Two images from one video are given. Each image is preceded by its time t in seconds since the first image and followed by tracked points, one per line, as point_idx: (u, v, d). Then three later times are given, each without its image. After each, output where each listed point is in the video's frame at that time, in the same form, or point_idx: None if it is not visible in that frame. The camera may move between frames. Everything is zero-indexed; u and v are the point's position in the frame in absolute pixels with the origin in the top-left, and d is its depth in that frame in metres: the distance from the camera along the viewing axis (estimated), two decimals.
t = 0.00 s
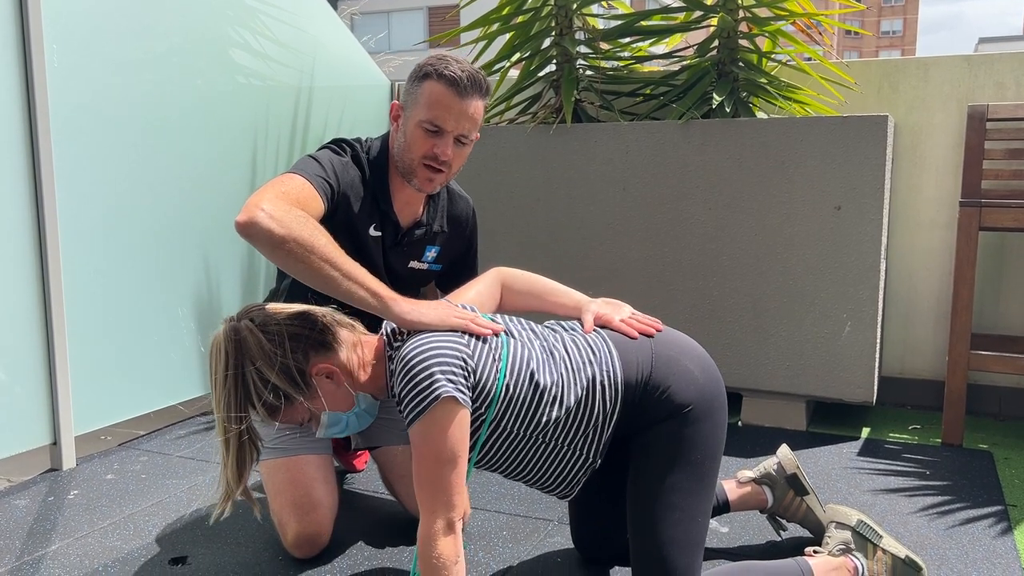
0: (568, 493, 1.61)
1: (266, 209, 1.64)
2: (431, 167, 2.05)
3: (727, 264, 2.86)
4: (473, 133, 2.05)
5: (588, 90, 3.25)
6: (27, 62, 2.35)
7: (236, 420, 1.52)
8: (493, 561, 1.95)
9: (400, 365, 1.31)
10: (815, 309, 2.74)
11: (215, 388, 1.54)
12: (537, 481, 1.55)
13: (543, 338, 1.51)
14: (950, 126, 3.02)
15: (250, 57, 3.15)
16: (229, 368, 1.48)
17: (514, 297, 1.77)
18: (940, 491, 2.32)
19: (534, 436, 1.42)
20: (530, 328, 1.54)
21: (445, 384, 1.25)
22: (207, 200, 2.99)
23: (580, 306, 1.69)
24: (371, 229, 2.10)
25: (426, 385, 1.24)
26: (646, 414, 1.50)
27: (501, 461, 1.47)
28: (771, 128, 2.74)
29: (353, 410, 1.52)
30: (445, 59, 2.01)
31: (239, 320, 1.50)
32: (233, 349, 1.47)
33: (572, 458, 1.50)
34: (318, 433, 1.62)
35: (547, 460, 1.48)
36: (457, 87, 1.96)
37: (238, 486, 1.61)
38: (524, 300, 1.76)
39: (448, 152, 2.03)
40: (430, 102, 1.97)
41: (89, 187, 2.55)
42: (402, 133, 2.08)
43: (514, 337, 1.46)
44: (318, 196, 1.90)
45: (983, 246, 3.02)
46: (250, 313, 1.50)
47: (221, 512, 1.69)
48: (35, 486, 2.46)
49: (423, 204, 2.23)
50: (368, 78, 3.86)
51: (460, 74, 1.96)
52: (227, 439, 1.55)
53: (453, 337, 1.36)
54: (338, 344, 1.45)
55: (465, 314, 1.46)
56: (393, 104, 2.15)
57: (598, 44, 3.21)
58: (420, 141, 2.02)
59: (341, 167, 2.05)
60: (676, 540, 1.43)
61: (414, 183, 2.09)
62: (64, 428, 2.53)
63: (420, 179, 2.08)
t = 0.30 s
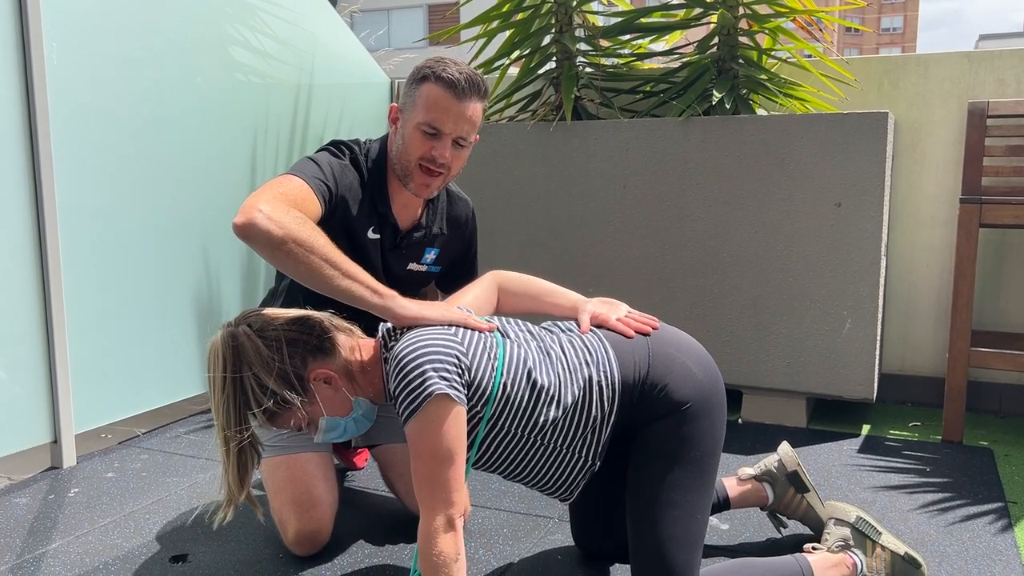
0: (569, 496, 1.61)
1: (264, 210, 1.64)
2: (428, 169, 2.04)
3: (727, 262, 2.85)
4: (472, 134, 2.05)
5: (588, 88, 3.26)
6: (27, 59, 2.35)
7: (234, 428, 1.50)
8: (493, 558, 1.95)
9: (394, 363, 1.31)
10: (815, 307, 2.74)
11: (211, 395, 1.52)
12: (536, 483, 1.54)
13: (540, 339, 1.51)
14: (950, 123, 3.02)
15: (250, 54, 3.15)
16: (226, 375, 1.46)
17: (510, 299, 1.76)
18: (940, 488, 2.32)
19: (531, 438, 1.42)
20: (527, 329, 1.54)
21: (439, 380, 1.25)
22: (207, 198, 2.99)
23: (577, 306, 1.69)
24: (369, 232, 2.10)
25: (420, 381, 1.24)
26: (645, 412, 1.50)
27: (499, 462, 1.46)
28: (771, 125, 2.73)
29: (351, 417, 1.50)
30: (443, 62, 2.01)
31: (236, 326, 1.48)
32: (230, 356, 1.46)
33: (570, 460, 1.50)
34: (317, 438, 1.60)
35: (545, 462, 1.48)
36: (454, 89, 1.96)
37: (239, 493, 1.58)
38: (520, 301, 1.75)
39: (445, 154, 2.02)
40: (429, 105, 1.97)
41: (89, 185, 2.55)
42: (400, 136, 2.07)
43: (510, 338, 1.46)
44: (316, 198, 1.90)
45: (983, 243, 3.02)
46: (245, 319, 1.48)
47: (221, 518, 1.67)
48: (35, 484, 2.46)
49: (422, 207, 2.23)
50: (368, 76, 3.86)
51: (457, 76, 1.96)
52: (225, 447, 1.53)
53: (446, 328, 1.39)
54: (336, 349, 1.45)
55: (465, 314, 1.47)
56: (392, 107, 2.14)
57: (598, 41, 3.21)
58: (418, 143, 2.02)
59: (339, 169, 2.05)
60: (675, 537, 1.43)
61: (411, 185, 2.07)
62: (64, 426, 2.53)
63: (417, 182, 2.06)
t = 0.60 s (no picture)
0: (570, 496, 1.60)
1: (265, 211, 1.64)
2: (427, 173, 2.03)
3: (727, 259, 2.85)
4: (471, 140, 2.04)
5: (588, 86, 3.24)
6: (27, 59, 2.35)
7: (234, 430, 1.49)
8: (494, 556, 1.95)
9: (396, 362, 1.30)
10: (815, 304, 2.74)
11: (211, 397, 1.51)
12: (537, 484, 1.54)
13: (540, 339, 1.51)
14: (951, 121, 3.02)
15: (250, 53, 3.15)
16: (225, 377, 1.45)
17: (510, 299, 1.76)
18: (941, 486, 2.32)
19: (533, 438, 1.41)
20: (527, 330, 1.54)
21: (441, 380, 1.25)
22: (207, 196, 2.99)
23: (576, 306, 1.69)
24: (369, 234, 2.10)
25: (423, 380, 1.24)
26: (646, 411, 1.50)
27: (500, 463, 1.46)
28: (771, 123, 2.73)
29: (351, 419, 1.50)
30: (442, 67, 2.01)
31: (237, 327, 1.47)
32: (230, 357, 1.45)
33: (571, 460, 1.49)
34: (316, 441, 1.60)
35: (546, 462, 1.47)
36: (451, 96, 1.96)
37: (237, 496, 1.57)
38: (520, 301, 1.75)
39: (444, 159, 2.02)
40: (427, 109, 1.97)
41: (89, 184, 2.54)
42: (399, 139, 2.07)
43: (510, 338, 1.46)
44: (316, 199, 1.90)
45: (984, 240, 3.02)
46: (246, 321, 1.48)
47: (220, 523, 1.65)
48: (35, 483, 2.46)
49: (423, 209, 2.22)
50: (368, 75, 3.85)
51: (455, 84, 1.96)
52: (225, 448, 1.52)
53: (448, 327, 1.38)
54: (337, 350, 1.45)
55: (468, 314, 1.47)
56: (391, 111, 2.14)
57: (598, 39, 3.20)
58: (416, 147, 2.01)
59: (339, 171, 2.05)
60: (676, 535, 1.43)
61: (411, 187, 2.07)
62: (65, 425, 2.53)
63: (417, 185, 2.06)
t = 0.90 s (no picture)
0: (571, 495, 1.60)
1: (265, 211, 1.64)
2: (426, 175, 2.03)
3: (728, 258, 2.85)
4: (470, 146, 2.04)
5: (588, 84, 3.23)
6: (27, 57, 2.35)
7: (236, 430, 1.48)
8: (495, 555, 1.95)
9: (397, 361, 1.30)
10: (816, 303, 2.74)
11: (213, 398, 1.51)
12: (539, 484, 1.54)
13: (542, 338, 1.51)
14: (951, 119, 3.01)
15: (250, 52, 3.15)
16: (228, 378, 1.45)
17: (511, 298, 1.76)
18: (942, 484, 2.32)
19: (535, 437, 1.41)
20: (529, 328, 1.54)
21: (443, 379, 1.25)
22: (206, 195, 2.98)
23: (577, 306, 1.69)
24: (369, 234, 2.10)
25: (424, 379, 1.24)
26: (648, 410, 1.50)
27: (502, 462, 1.46)
28: (771, 120, 2.73)
29: (354, 417, 1.50)
30: (442, 69, 2.00)
31: (239, 327, 1.47)
32: (232, 358, 1.44)
33: (573, 459, 1.49)
34: (319, 440, 1.61)
35: (548, 461, 1.47)
36: (451, 99, 1.94)
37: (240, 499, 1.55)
38: (520, 300, 1.75)
39: (443, 162, 2.02)
40: (426, 113, 1.97)
41: (89, 183, 2.54)
42: (398, 140, 2.07)
43: (512, 337, 1.46)
44: (316, 198, 1.90)
45: (985, 238, 3.02)
46: (247, 322, 1.48)
47: (224, 526, 1.65)
48: (36, 482, 2.45)
49: (422, 209, 2.22)
50: (368, 73, 3.85)
51: (455, 87, 1.95)
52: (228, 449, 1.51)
53: (450, 327, 1.38)
54: (339, 350, 1.44)
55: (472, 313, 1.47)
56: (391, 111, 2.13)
57: (598, 37, 3.20)
58: (415, 150, 2.01)
59: (340, 171, 2.05)
60: (677, 533, 1.43)
61: (410, 189, 2.07)
62: (66, 424, 2.53)
63: (416, 187, 2.06)
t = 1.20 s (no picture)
0: (573, 494, 1.60)
1: (267, 211, 1.64)
2: (425, 177, 2.03)
3: (729, 257, 2.85)
4: (470, 147, 2.03)
5: (588, 83, 3.23)
6: (27, 55, 2.34)
7: (238, 431, 1.48)
8: (497, 554, 1.95)
9: (399, 360, 1.30)
10: (817, 302, 2.74)
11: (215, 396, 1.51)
12: (541, 483, 1.54)
13: (544, 337, 1.51)
14: (952, 118, 3.01)
15: (250, 52, 3.15)
16: (230, 376, 1.45)
17: (512, 298, 1.76)
18: (944, 483, 2.32)
19: (537, 437, 1.41)
20: (531, 328, 1.54)
21: (445, 380, 1.25)
22: (207, 195, 2.98)
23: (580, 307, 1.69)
24: (369, 235, 2.10)
25: (426, 379, 1.24)
26: (650, 410, 1.50)
27: (504, 462, 1.46)
28: (771, 120, 2.73)
29: (356, 417, 1.50)
30: (442, 69, 1.98)
31: (242, 327, 1.47)
32: (235, 356, 1.45)
33: (574, 459, 1.49)
34: (322, 440, 1.61)
35: (550, 461, 1.47)
36: (451, 101, 1.93)
37: (239, 497, 1.55)
38: (521, 300, 1.75)
39: (442, 164, 2.01)
40: (425, 114, 1.96)
41: (90, 183, 2.54)
42: (399, 141, 2.06)
43: (514, 337, 1.46)
44: (317, 199, 1.90)
45: (986, 236, 3.01)
46: (250, 321, 1.48)
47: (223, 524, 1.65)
48: (38, 482, 2.46)
49: (423, 210, 2.22)
50: (368, 73, 3.85)
51: (455, 88, 1.93)
52: (229, 446, 1.51)
53: (451, 327, 1.38)
54: (341, 350, 1.44)
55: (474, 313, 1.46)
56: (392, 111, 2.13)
57: (598, 37, 3.20)
58: (415, 152, 2.01)
59: (340, 171, 2.05)
60: (679, 533, 1.43)
61: (410, 192, 2.07)
62: (68, 425, 2.53)
63: (415, 189, 2.06)
